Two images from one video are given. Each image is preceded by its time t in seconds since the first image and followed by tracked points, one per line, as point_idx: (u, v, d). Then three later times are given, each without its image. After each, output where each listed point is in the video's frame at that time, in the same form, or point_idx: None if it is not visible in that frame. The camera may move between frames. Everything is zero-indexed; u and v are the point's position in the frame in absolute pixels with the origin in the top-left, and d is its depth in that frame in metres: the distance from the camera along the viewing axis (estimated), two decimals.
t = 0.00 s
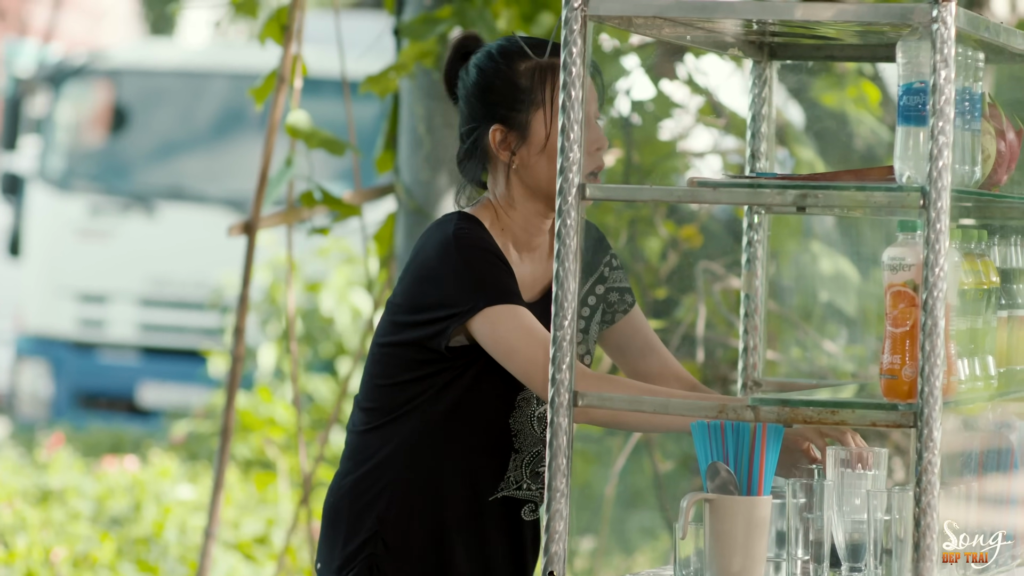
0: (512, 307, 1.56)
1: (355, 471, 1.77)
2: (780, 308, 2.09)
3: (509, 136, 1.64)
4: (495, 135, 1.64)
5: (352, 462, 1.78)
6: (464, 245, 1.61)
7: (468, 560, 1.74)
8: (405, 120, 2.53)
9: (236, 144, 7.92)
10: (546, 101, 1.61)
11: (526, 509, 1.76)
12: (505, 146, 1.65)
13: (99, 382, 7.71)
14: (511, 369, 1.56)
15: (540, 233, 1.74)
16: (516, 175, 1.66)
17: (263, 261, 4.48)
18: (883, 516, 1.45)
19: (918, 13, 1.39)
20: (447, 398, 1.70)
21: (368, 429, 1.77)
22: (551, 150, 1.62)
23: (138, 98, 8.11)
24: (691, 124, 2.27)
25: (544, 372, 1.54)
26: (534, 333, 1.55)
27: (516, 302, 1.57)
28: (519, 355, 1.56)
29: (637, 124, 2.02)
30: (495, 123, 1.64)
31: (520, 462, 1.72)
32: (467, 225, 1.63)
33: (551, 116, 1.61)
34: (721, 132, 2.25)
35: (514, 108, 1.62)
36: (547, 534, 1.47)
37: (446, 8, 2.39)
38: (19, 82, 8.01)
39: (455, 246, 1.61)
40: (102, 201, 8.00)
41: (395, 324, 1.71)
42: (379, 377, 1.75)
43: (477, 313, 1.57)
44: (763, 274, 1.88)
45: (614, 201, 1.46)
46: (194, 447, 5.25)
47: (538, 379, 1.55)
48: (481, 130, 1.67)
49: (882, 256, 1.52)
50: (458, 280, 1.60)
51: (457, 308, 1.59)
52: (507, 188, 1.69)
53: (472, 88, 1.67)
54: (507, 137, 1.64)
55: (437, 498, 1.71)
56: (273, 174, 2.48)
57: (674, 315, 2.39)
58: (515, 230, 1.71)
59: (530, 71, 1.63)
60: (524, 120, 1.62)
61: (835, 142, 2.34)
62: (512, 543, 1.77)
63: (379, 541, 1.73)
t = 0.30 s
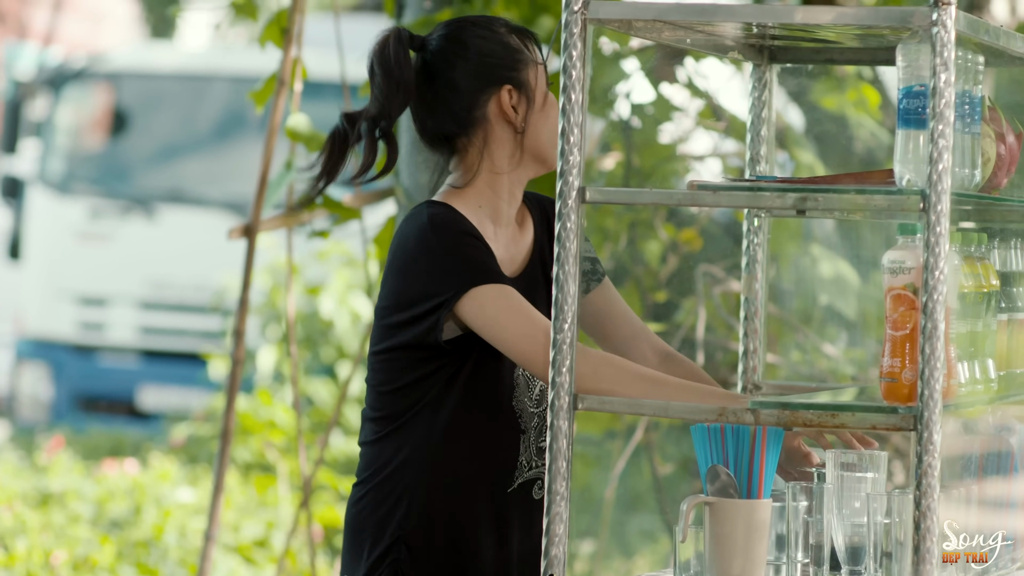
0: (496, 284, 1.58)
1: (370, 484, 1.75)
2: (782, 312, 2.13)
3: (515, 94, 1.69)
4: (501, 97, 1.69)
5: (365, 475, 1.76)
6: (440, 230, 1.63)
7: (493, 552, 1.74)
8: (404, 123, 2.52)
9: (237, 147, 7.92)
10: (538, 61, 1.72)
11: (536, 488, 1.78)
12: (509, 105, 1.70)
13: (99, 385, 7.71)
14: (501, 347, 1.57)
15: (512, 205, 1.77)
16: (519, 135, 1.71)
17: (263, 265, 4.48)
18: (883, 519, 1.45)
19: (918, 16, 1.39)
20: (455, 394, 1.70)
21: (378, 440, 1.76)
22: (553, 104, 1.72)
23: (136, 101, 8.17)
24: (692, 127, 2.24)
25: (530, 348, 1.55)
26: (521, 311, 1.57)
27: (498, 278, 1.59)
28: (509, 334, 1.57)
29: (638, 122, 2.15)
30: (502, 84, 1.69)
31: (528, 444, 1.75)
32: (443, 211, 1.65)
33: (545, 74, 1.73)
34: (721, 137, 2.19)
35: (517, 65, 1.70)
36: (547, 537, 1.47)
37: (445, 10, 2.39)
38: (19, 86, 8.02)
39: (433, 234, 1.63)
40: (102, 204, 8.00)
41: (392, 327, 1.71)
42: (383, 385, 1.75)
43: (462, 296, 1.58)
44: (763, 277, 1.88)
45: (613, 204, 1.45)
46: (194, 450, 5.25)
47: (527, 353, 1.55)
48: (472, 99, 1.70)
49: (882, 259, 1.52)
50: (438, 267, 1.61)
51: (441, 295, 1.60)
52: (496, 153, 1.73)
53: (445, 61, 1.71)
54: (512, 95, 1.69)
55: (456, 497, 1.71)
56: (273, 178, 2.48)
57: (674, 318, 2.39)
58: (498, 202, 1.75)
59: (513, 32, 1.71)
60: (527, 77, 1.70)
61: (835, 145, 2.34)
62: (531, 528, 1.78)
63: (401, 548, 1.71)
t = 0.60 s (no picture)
0: (387, 298, 1.62)
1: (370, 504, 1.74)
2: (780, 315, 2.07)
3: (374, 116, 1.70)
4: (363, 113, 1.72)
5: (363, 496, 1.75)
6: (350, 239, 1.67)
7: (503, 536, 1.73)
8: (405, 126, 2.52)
9: (237, 150, 7.92)
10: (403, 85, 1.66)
11: (515, 465, 1.75)
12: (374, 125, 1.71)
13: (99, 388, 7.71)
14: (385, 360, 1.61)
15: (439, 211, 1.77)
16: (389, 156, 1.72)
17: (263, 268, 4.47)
18: (883, 523, 1.45)
19: (918, 19, 1.39)
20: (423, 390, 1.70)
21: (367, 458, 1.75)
22: (412, 134, 1.67)
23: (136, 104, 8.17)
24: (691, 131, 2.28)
25: (416, 365, 1.57)
26: (411, 329, 1.60)
27: (394, 292, 1.62)
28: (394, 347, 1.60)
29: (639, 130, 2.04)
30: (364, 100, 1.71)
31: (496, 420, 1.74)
32: (359, 216, 1.68)
33: (409, 99, 1.66)
34: (720, 140, 2.25)
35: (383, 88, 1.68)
36: (547, 540, 1.48)
37: (445, 14, 2.44)
38: (19, 89, 8.02)
39: (345, 241, 1.67)
40: (102, 207, 8.00)
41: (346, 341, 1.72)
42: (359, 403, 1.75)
43: (357, 306, 1.63)
44: (763, 280, 1.88)
45: (613, 207, 1.46)
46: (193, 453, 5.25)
47: (408, 369, 1.58)
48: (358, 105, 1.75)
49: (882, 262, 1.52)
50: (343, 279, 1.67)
51: (345, 303, 1.65)
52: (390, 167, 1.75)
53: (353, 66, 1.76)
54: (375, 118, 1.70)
55: (449, 496, 1.70)
56: (273, 181, 2.48)
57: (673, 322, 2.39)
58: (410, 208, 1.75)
59: (401, 53, 1.67)
60: (387, 104, 1.68)
61: (835, 148, 2.34)
62: (532, 501, 1.77)
63: (409, 560, 1.71)
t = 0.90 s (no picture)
0: (326, 359, 1.52)
1: (261, 509, 1.72)
2: (780, 319, 2.05)
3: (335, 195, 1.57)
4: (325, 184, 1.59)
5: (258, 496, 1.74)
6: (292, 285, 1.56)
7: None
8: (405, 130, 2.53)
9: (237, 155, 7.93)
10: (361, 190, 1.51)
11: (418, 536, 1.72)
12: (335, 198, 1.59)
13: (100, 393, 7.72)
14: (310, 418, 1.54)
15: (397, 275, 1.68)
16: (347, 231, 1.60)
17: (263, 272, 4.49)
18: (883, 527, 1.46)
19: (918, 23, 1.39)
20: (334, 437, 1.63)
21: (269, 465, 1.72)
22: (366, 232, 1.55)
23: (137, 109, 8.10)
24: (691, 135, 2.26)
25: (341, 435, 1.50)
26: (341, 395, 1.52)
27: (336, 357, 1.53)
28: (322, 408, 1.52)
29: (636, 133, 1.98)
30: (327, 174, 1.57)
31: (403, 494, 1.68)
32: (309, 268, 1.58)
33: (365, 207, 1.52)
34: (719, 144, 2.27)
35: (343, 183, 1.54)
36: (547, 544, 1.47)
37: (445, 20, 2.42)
38: (19, 93, 8.03)
39: (288, 288, 1.57)
40: (102, 211, 8.03)
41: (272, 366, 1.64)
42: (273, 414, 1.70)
43: (293, 359, 1.54)
44: (763, 285, 1.90)
45: (613, 212, 1.46)
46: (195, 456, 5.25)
47: (330, 437, 1.50)
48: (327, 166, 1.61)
49: (883, 266, 1.52)
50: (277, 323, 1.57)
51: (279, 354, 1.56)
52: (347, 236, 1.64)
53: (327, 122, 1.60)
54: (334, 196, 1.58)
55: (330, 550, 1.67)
56: (273, 185, 2.48)
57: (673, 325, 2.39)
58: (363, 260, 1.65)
59: (364, 157, 1.52)
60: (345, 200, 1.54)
61: (835, 153, 2.34)
62: None
63: None
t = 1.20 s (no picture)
0: (384, 483, 1.50)
1: (201, 525, 1.70)
2: (783, 322, 2.05)
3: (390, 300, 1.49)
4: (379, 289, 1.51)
5: (201, 511, 1.71)
6: (338, 394, 1.50)
7: None
8: (406, 134, 2.54)
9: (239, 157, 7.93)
10: (426, 296, 1.44)
11: None
12: (387, 302, 1.51)
13: (101, 396, 7.72)
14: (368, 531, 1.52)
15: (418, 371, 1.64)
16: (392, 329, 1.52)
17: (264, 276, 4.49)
18: (883, 530, 1.46)
19: (920, 27, 1.39)
20: (313, 502, 1.63)
21: (222, 491, 1.69)
22: (422, 337, 1.47)
23: (138, 112, 8.09)
24: (693, 139, 2.26)
25: (411, 556, 1.51)
26: (407, 514, 1.52)
27: (391, 477, 1.51)
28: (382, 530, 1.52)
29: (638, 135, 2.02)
30: (382, 281, 1.49)
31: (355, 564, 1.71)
32: (356, 379, 1.51)
33: (428, 311, 1.45)
34: (721, 147, 2.24)
35: (403, 288, 1.46)
36: (549, 547, 1.47)
37: (447, 22, 2.39)
38: (21, 96, 8.04)
39: (335, 394, 1.50)
40: (105, 215, 8.04)
41: (270, 428, 1.59)
42: (245, 452, 1.65)
43: (346, 479, 1.50)
44: (765, 288, 1.94)
45: (615, 215, 1.46)
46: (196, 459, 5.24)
47: (395, 559, 1.51)
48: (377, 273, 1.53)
49: (884, 269, 1.53)
50: (318, 428, 1.51)
51: (326, 463, 1.50)
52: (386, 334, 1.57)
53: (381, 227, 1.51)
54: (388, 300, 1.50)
55: None
56: (274, 188, 2.48)
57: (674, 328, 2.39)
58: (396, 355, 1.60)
59: (427, 262, 1.44)
60: (403, 304, 1.46)
61: (836, 156, 2.34)
62: None
63: None
